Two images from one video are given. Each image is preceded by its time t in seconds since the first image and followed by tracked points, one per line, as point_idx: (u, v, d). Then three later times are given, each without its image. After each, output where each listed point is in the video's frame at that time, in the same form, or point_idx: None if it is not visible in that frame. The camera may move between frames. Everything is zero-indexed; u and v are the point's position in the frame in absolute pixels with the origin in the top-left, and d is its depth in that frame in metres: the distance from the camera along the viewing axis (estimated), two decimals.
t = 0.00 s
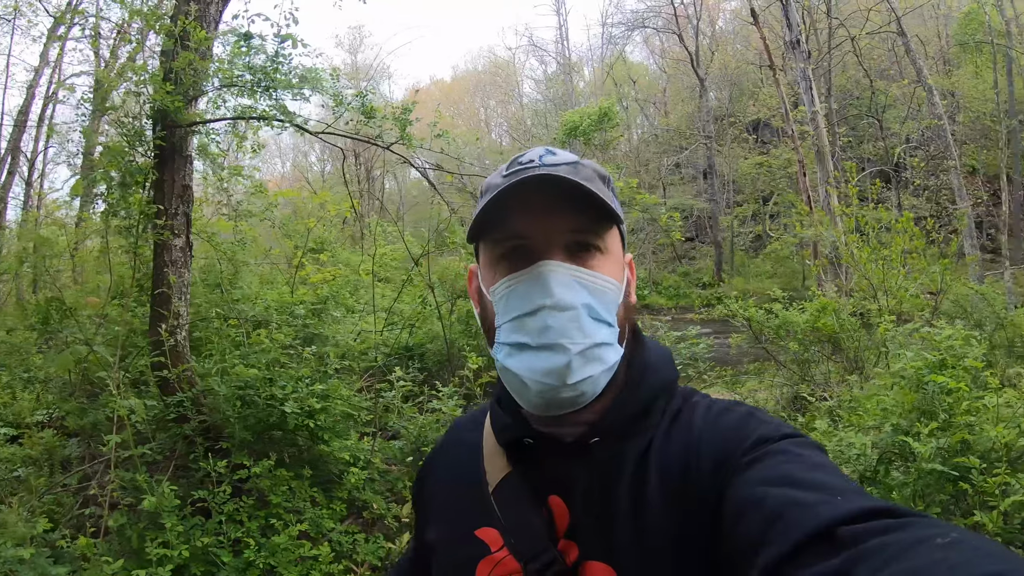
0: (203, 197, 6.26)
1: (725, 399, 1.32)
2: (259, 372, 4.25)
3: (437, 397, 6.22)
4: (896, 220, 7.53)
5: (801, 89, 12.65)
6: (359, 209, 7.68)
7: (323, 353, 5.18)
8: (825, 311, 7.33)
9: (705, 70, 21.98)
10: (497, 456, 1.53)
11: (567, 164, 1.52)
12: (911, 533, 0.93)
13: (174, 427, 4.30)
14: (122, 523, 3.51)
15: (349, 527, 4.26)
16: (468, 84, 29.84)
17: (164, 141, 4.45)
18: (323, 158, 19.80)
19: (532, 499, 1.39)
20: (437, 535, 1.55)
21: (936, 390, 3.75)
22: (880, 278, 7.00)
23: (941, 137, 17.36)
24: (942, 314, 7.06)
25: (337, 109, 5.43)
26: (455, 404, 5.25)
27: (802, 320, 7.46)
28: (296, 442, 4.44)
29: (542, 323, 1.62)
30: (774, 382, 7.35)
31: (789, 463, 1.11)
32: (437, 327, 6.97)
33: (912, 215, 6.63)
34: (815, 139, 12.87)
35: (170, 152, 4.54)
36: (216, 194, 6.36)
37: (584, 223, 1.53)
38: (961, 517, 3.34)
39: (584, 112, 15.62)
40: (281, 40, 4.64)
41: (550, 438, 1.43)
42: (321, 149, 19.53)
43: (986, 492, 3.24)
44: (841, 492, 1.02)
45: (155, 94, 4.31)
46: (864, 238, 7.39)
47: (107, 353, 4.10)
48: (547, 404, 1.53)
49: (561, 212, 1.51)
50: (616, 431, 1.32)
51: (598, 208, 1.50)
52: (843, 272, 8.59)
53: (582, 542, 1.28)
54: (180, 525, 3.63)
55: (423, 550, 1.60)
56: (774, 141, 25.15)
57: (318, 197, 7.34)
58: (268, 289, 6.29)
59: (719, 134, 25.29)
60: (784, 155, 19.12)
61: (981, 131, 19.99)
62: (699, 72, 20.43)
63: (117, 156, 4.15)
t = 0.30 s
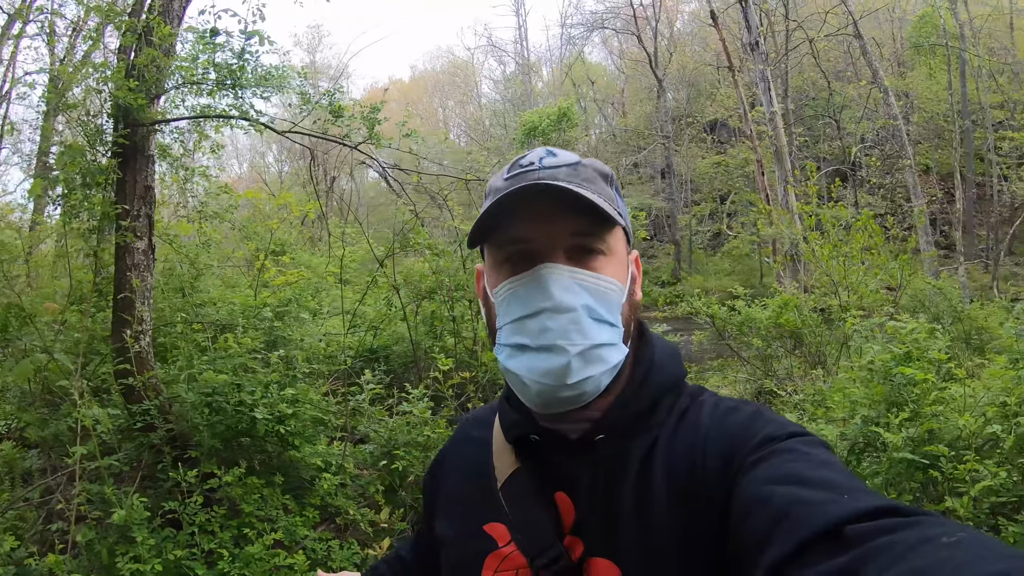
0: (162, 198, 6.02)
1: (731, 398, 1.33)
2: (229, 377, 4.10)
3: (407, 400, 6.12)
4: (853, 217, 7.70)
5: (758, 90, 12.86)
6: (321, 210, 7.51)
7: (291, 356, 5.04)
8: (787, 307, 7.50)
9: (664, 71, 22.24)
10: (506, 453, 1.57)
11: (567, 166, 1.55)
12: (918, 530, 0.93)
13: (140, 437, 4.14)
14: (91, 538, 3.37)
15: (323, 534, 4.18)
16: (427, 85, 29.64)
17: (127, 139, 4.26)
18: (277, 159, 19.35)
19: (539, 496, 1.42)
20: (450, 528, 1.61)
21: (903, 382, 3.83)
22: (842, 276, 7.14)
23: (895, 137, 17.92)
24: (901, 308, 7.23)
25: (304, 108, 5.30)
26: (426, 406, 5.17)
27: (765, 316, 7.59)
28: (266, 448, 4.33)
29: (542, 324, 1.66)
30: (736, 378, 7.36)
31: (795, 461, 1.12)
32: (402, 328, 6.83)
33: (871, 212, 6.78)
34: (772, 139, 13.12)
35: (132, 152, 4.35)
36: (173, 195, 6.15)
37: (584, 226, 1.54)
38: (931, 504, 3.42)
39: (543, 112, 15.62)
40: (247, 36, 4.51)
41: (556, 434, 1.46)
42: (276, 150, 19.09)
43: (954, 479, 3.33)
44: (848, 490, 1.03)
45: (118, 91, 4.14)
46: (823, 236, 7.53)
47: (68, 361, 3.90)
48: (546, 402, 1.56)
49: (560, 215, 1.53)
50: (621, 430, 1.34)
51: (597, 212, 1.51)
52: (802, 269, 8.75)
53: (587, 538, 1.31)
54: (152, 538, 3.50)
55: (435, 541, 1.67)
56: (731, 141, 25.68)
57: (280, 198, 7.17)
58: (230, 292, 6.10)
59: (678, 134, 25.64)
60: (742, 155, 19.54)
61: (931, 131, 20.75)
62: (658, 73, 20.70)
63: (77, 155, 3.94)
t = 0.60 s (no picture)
0: (138, 201, 5.88)
1: (730, 400, 1.32)
2: (211, 383, 4.00)
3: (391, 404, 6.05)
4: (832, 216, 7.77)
5: (736, 91, 12.94)
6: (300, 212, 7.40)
7: (273, 361, 4.94)
8: (767, 306, 7.57)
9: (643, 73, 22.35)
10: (505, 454, 1.57)
11: (567, 170, 1.55)
12: (915, 533, 0.92)
13: (121, 444, 4.05)
14: (72, 549, 3.29)
15: (309, 540, 4.12)
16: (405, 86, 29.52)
17: (105, 141, 4.16)
18: (253, 162, 19.10)
19: (536, 497, 1.42)
20: (452, 529, 1.62)
21: (887, 379, 3.86)
22: (822, 275, 7.17)
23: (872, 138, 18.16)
24: (880, 306, 7.30)
25: (285, 109, 5.21)
26: (410, 409, 5.10)
27: (746, 315, 7.66)
28: (249, 454, 4.23)
29: (542, 331, 1.65)
30: (718, 377, 7.32)
31: (792, 465, 1.11)
32: (383, 331, 6.79)
33: (851, 212, 6.84)
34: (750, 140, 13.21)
35: (110, 154, 4.25)
36: (150, 198, 6.04)
37: (584, 230, 1.53)
38: (916, 499, 3.45)
39: (521, 113, 15.60)
40: (228, 36, 4.43)
41: (555, 436, 1.46)
42: (252, 153, 18.85)
43: (939, 474, 3.36)
44: (845, 494, 1.02)
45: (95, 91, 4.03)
46: (803, 235, 7.58)
47: (47, 368, 3.79)
48: (547, 405, 1.55)
49: (561, 218, 1.52)
50: (618, 432, 1.33)
51: (596, 216, 1.50)
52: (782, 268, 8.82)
53: (584, 540, 1.31)
54: (134, 549, 3.42)
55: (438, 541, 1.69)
56: (709, 142, 25.89)
57: (259, 201, 7.06)
58: (209, 295, 5.98)
59: (657, 135, 25.80)
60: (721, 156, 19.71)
61: (906, 131, 21.13)
62: (636, 75, 20.79)
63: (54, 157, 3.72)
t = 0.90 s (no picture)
0: (122, 203, 5.79)
1: (725, 393, 1.30)
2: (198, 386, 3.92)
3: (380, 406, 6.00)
4: (818, 216, 7.80)
5: (722, 91, 12.98)
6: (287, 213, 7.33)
7: (260, 363, 4.87)
8: (755, 305, 7.60)
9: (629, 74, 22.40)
10: (502, 451, 1.56)
11: (559, 167, 1.55)
12: (912, 525, 0.92)
13: (108, 449, 3.99)
14: (60, 556, 3.24)
15: (299, 544, 4.08)
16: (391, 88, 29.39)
17: (90, 141, 4.10)
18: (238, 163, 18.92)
19: (534, 493, 1.41)
20: (450, 527, 1.61)
21: (877, 376, 3.88)
22: (810, 273, 7.18)
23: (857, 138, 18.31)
24: (867, 304, 7.34)
25: (271, 109, 5.15)
26: (399, 411, 5.04)
27: (733, 315, 7.70)
28: (238, 458, 4.18)
29: (535, 328, 1.64)
30: (706, 377, 7.26)
31: (789, 457, 1.09)
32: (371, 332, 6.77)
33: (837, 211, 6.89)
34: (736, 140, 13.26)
35: (95, 155, 4.20)
36: (136, 200, 5.98)
37: (576, 228, 1.52)
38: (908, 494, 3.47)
39: (506, 115, 15.60)
40: (214, 35, 4.38)
41: (551, 433, 1.45)
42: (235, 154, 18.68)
43: (930, 470, 3.38)
44: (842, 485, 1.01)
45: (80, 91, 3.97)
46: (790, 235, 7.60)
47: (32, 372, 3.71)
48: (543, 403, 1.54)
49: (553, 216, 1.51)
50: (613, 428, 1.32)
51: (587, 213, 1.49)
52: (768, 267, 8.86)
53: (583, 535, 1.31)
54: (123, 555, 3.37)
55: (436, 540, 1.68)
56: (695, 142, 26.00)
57: (244, 202, 6.98)
58: (195, 298, 5.91)
59: (643, 136, 25.90)
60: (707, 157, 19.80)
61: (889, 132, 21.39)
62: (622, 76, 20.83)
63: (38, 158, 3.59)
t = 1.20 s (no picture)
0: (111, 203, 5.74)
1: (711, 397, 1.31)
2: (186, 388, 3.90)
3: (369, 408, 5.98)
4: (807, 217, 7.82)
5: (713, 93, 13.01)
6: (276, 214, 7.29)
7: (250, 365, 4.84)
8: (745, 306, 7.63)
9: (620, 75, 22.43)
10: (489, 457, 1.56)
11: (550, 168, 1.54)
12: (899, 524, 0.93)
13: (95, 451, 3.95)
14: (47, 560, 3.20)
15: (287, 547, 4.06)
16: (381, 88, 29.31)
17: (79, 141, 4.07)
18: (227, 163, 18.81)
19: (522, 498, 1.40)
20: (435, 534, 1.60)
21: (867, 377, 3.90)
22: (799, 274, 7.22)
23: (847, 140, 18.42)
24: (856, 305, 7.37)
25: (261, 109, 5.12)
26: (388, 413, 5.02)
27: (723, 316, 7.75)
28: (226, 460, 4.16)
29: (525, 333, 1.63)
30: (697, 378, 7.28)
31: (774, 459, 1.10)
32: (360, 333, 6.73)
33: (828, 212, 6.92)
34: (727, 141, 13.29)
35: (83, 155, 4.15)
36: (124, 200, 5.93)
37: (566, 231, 1.52)
38: (897, 495, 3.50)
39: (498, 115, 15.60)
40: (203, 34, 4.34)
41: (538, 437, 1.44)
42: (225, 154, 18.56)
43: (920, 471, 3.40)
44: (829, 487, 1.02)
45: (67, 91, 3.93)
46: (779, 236, 7.62)
47: (19, 374, 3.67)
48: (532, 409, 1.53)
49: (544, 218, 1.51)
50: (600, 433, 1.33)
51: (577, 215, 1.49)
52: (758, 268, 8.89)
53: (571, 540, 1.30)
54: (111, 558, 3.34)
55: (420, 548, 1.66)
56: (686, 143, 26.07)
57: (234, 203, 6.93)
58: (184, 299, 5.87)
59: (635, 137, 25.96)
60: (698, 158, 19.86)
61: (879, 134, 21.54)
62: (612, 77, 20.85)
63: (27, 158, 3.51)
